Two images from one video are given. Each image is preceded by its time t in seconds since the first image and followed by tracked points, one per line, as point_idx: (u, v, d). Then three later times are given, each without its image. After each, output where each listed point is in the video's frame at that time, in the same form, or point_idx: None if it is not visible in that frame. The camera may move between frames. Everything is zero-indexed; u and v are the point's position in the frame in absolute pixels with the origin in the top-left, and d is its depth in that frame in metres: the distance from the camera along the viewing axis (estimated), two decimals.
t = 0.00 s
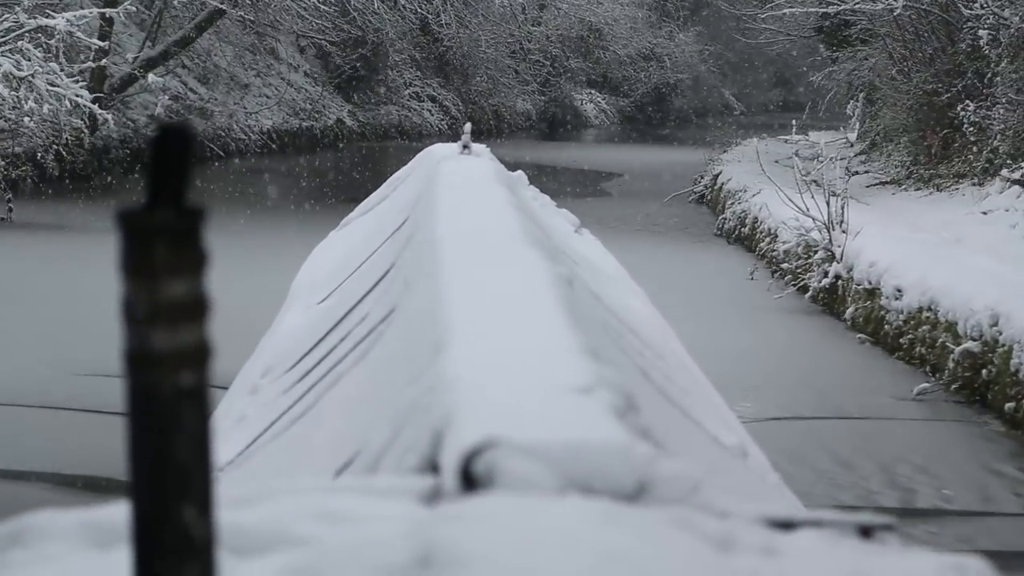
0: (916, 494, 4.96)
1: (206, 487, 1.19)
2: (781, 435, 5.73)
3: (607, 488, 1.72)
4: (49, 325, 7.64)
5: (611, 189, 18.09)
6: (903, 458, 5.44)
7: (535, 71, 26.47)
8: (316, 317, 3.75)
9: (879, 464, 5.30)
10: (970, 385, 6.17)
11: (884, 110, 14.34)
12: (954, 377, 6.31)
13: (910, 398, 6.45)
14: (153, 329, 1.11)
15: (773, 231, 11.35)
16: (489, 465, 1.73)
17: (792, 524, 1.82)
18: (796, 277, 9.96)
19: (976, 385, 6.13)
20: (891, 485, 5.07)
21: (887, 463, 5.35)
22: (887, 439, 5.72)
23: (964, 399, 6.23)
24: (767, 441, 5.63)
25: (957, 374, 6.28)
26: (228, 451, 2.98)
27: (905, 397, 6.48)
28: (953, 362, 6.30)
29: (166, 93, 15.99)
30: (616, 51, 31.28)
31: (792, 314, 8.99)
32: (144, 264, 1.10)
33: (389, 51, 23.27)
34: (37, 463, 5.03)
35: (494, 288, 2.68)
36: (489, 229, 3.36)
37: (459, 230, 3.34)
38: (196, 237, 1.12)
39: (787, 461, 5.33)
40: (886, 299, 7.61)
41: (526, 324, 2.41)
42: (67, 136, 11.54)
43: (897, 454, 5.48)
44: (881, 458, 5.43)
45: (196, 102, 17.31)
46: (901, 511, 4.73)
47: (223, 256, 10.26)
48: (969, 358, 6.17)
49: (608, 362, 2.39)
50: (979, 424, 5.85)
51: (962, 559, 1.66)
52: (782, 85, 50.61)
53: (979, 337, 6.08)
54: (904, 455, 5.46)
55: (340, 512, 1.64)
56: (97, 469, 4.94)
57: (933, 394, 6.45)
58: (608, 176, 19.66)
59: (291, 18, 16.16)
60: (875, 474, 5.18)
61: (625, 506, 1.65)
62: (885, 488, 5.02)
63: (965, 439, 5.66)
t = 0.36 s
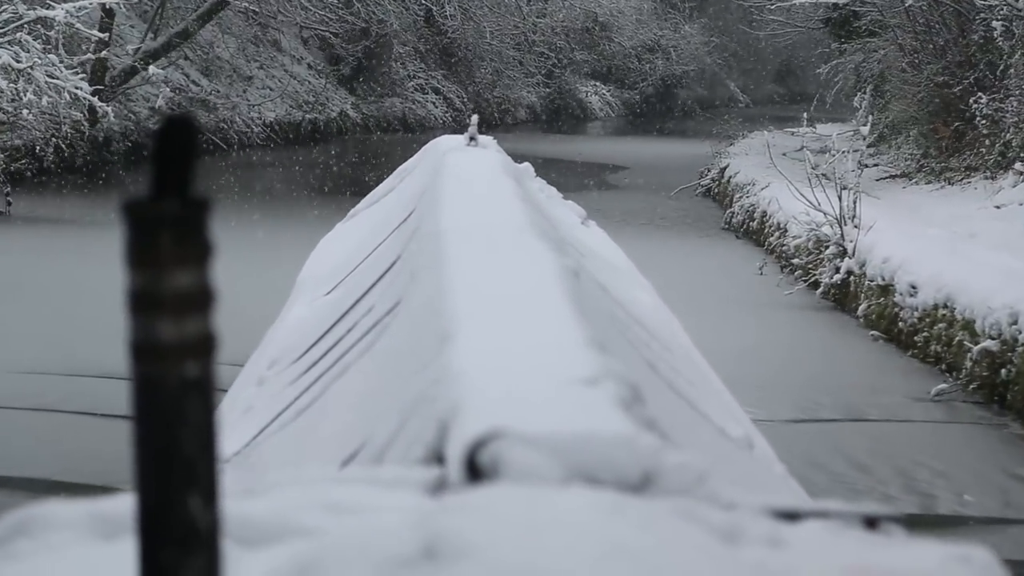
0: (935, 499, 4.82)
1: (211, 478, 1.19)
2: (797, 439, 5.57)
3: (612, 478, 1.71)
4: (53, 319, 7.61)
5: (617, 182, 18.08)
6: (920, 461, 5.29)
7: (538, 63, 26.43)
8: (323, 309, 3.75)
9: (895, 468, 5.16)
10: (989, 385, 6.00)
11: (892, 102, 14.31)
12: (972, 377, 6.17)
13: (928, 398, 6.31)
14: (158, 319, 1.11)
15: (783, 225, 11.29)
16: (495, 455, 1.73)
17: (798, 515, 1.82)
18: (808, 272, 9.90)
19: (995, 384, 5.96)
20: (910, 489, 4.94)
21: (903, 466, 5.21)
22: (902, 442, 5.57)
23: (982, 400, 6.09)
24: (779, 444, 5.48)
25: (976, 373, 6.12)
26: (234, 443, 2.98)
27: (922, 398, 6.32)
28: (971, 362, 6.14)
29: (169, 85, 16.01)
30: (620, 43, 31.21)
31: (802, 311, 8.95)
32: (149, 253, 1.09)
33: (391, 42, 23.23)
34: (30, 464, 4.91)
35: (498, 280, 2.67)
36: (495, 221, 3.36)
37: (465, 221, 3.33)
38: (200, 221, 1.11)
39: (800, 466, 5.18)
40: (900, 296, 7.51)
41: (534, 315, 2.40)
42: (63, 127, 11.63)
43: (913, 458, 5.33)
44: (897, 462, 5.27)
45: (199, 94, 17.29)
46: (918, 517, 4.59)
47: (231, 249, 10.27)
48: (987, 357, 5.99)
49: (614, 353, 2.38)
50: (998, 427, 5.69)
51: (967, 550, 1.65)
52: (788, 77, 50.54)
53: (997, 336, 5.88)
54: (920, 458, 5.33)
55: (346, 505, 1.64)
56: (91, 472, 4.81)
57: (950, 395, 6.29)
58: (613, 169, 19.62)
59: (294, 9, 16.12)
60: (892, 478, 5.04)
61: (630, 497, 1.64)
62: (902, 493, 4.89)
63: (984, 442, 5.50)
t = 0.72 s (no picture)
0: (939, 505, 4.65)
1: (198, 469, 1.18)
2: (798, 443, 5.38)
3: (600, 471, 1.71)
4: (39, 314, 7.53)
5: (606, 175, 18.06)
6: (922, 465, 5.13)
7: (527, 55, 26.37)
8: (312, 302, 3.74)
9: (897, 473, 4.99)
10: (990, 384, 5.83)
11: (883, 94, 14.33)
12: (973, 377, 6.01)
13: (928, 400, 6.11)
14: (145, 311, 1.10)
15: (776, 220, 11.26)
16: (482, 448, 1.73)
17: (786, 506, 1.82)
18: (802, 268, 9.85)
19: (997, 384, 5.79)
20: (912, 495, 4.78)
21: (905, 471, 5.03)
22: (902, 445, 5.39)
23: (984, 401, 5.92)
24: (777, 448, 5.29)
25: (977, 374, 5.96)
26: (222, 435, 2.97)
27: (922, 399, 6.13)
28: (972, 361, 5.99)
29: (154, 77, 15.97)
30: (610, 35, 31.14)
31: (795, 307, 8.92)
32: (136, 245, 1.09)
33: (378, 34, 23.16)
34: (5, 466, 4.80)
35: (486, 272, 2.67)
36: (484, 213, 3.35)
37: (454, 214, 3.33)
38: (188, 213, 1.10)
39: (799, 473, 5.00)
40: (897, 293, 7.43)
41: (522, 308, 2.40)
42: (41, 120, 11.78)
43: (915, 461, 5.16)
44: (898, 466, 5.09)
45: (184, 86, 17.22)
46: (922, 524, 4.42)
47: (219, 243, 10.22)
48: (989, 356, 5.84)
49: (602, 345, 2.38)
50: (1000, 429, 5.51)
51: (956, 542, 1.64)
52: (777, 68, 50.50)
53: (999, 334, 5.73)
54: (922, 461, 5.17)
55: (334, 495, 1.63)
56: (61, 476, 4.67)
57: (951, 395, 6.11)
58: (602, 162, 19.57)
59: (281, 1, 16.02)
60: (894, 483, 4.88)
61: (618, 489, 1.63)
62: (905, 499, 4.73)
63: (987, 444, 5.34)
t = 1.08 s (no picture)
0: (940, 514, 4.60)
1: (176, 467, 1.17)
2: (793, 452, 5.33)
3: (581, 467, 1.70)
4: (18, 312, 7.44)
5: (589, 173, 18.05)
6: (920, 473, 5.08)
7: (508, 52, 26.33)
8: (295, 299, 3.73)
9: (895, 481, 4.95)
10: (986, 389, 5.79)
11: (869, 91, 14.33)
12: (968, 382, 5.96)
13: (924, 405, 6.05)
14: (122, 308, 1.09)
15: (764, 219, 11.26)
16: (462, 444, 1.72)
17: (767, 502, 1.82)
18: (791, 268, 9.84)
19: (993, 389, 5.75)
20: (911, 505, 4.73)
21: (904, 480, 4.98)
22: (899, 452, 5.35)
23: (980, 406, 5.87)
24: (773, 458, 5.24)
25: (972, 378, 5.91)
26: (205, 434, 2.96)
27: (919, 405, 6.06)
28: (968, 366, 5.94)
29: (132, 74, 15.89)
30: (592, 31, 31.12)
31: (783, 308, 8.93)
32: (111, 244, 1.08)
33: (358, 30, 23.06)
34: None
35: (467, 268, 2.66)
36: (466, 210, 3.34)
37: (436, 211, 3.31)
38: (164, 212, 1.09)
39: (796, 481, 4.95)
40: (888, 294, 7.40)
41: (503, 305, 2.39)
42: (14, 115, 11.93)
43: (914, 469, 5.11)
44: (896, 475, 5.05)
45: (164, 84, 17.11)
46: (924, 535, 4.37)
47: (202, 241, 10.17)
48: (984, 360, 5.79)
49: (585, 342, 2.37)
50: (997, 435, 5.46)
51: (936, 539, 1.64)
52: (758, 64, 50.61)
53: (995, 338, 5.67)
54: (920, 469, 5.12)
55: (315, 492, 1.62)
56: (39, 478, 4.61)
57: (947, 401, 6.05)
58: (586, 160, 19.54)
59: None
60: (893, 493, 4.83)
61: (599, 486, 1.62)
62: (904, 508, 4.68)
63: (984, 450, 5.30)
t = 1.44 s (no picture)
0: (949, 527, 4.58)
1: (166, 465, 1.16)
2: (796, 460, 5.30)
3: (574, 463, 1.69)
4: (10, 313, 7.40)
5: (582, 171, 18.05)
6: (928, 483, 5.06)
7: (499, 48, 26.27)
8: (287, 296, 3.72)
9: (903, 493, 4.92)
10: (993, 395, 5.76)
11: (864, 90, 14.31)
12: (974, 388, 5.92)
13: (930, 413, 6.02)
14: (113, 303, 1.09)
15: (761, 219, 11.24)
16: (453, 440, 1.72)
17: (759, 498, 1.82)
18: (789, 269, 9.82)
19: (1000, 395, 5.72)
20: (919, 516, 4.70)
21: (911, 492, 4.96)
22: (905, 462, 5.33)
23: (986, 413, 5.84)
24: (777, 466, 5.21)
25: (979, 384, 5.87)
26: (196, 430, 2.95)
27: (925, 413, 6.04)
28: (974, 371, 5.89)
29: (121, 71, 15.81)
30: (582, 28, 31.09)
31: (779, 310, 8.92)
32: (104, 239, 1.07)
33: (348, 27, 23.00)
34: None
35: (459, 265, 2.65)
36: (459, 206, 3.33)
37: (429, 207, 3.31)
38: (154, 209, 1.09)
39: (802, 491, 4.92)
40: (890, 297, 7.37)
41: (495, 301, 2.38)
42: None
43: (922, 480, 5.09)
44: (904, 486, 5.02)
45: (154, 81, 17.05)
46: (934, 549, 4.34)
47: (194, 240, 10.15)
48: (991, 366, 5.73)
49: (577, 339, 2.36)
50: (1005, 445, 5.42)
51: (929, 537, 1.63)
52: (748, 60, 50.61)
53: (1002, 343, 5.61)
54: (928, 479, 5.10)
55: (306, 486, 1.62)
56: (27, 474, 4.60)
57: (953, 408, 6.02)
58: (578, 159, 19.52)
59: None
60: (901, 505, 4.81)
61: (592, 482, 1.62)
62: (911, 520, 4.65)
63: (991, 460, 5.27)
